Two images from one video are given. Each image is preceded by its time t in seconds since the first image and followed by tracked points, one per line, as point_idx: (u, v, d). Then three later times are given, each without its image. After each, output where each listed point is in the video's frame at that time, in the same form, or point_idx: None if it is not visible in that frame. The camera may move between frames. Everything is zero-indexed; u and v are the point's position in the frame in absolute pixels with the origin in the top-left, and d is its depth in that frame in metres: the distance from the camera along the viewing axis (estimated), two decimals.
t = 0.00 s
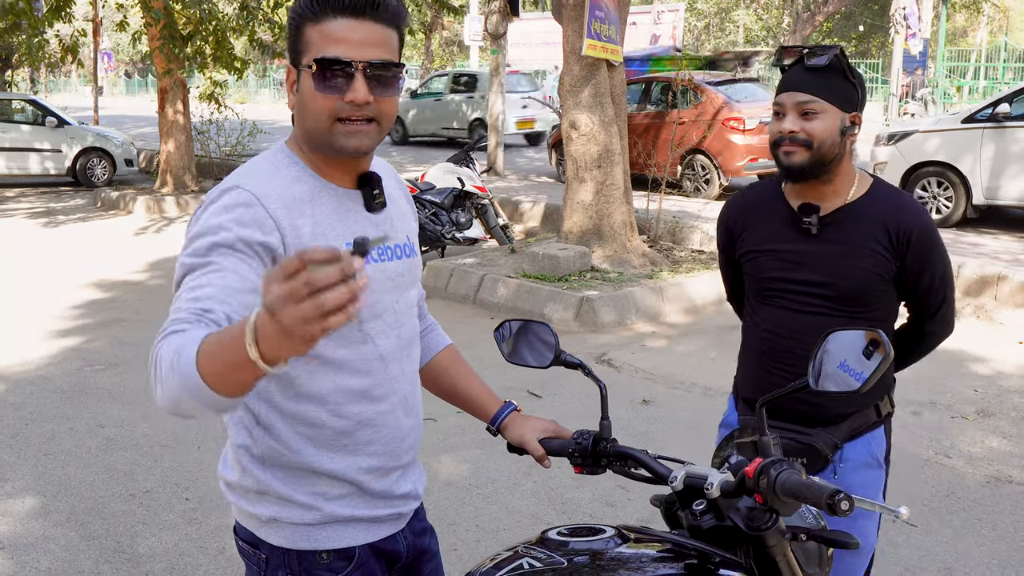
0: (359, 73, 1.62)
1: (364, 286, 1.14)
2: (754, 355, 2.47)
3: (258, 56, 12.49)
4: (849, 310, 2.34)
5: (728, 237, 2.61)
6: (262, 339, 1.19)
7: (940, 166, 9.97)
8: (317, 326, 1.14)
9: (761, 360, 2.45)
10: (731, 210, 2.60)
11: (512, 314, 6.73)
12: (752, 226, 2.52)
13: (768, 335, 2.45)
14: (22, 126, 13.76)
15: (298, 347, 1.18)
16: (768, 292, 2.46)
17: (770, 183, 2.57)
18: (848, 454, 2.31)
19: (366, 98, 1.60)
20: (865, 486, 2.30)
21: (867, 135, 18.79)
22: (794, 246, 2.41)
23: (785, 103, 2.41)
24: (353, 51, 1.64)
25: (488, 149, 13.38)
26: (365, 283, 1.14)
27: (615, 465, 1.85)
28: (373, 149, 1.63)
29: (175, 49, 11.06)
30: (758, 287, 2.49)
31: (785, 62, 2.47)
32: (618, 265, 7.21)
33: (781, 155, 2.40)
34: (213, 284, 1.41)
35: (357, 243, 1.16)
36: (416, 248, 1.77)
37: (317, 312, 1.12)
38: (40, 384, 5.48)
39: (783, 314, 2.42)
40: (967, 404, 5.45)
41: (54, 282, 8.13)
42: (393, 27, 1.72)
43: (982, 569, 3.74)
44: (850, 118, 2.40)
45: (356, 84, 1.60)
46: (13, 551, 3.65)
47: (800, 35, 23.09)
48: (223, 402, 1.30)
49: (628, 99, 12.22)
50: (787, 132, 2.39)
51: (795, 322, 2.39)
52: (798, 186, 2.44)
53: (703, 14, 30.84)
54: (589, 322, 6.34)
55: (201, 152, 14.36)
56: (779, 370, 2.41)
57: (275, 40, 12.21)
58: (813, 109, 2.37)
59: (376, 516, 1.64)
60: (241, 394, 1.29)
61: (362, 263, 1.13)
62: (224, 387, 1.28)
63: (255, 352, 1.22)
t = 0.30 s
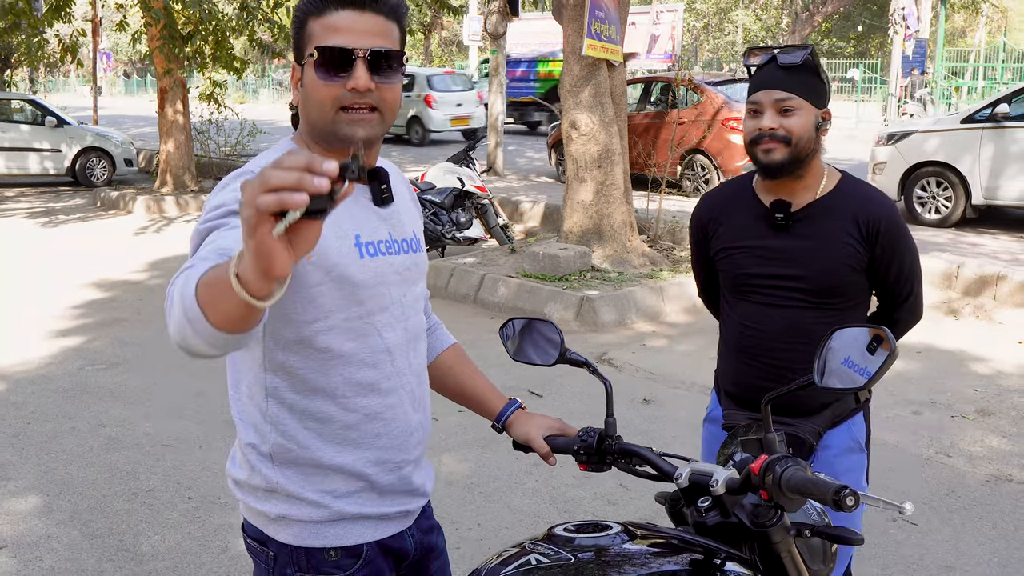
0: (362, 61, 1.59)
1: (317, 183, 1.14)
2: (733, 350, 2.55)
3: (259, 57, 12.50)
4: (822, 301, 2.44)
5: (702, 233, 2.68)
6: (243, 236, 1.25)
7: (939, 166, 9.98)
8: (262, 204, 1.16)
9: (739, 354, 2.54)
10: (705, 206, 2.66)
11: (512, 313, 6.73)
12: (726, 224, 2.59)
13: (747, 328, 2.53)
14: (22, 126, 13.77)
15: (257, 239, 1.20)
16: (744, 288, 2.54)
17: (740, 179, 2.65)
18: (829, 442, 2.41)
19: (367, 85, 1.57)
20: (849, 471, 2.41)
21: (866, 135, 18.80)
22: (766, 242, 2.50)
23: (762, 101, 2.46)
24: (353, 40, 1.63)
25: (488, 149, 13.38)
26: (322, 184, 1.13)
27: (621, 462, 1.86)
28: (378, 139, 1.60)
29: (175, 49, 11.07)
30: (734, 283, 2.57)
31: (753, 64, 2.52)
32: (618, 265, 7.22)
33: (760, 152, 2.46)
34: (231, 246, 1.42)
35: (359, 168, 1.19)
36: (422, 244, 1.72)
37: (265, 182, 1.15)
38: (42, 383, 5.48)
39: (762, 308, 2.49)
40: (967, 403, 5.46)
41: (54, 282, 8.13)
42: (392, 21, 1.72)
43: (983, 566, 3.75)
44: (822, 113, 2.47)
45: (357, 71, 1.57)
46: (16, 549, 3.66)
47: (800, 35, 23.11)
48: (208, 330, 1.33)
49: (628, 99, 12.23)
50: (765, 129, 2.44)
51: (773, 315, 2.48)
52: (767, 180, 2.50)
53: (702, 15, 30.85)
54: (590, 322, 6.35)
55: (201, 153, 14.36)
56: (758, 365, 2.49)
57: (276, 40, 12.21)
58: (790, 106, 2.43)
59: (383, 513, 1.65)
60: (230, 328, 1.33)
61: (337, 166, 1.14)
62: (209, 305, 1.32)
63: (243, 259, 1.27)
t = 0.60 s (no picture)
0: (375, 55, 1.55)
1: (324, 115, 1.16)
2: (728, 353, 2.60)
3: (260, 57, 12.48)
4: (815, 298, 2.49)
5: (689, 240, 2.73)
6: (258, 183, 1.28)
7: (941, 167, 9.98)
8: (269, 140, 1.20)
9: (733, 358, 2.58)
10: (691, 213, 2.71)
11: (515, 314, 6.73)
12: (715, 231, 2.64)
13: (742, 332, 2.56)
14: (22, 126, 13.76)
15: (269, 178, 1.23)
16: (737, 291, 2.58)
17: (725, 185, 2.70)
18: (827, 436, 2.50)
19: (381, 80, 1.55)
20: (845, 463, 2.50)
21: (868, 136, 18.80)
22: (755, 244, 2.55)
23: (750, 100, 2.52)
24: (366, 35, 1.59)
25: (489, 150, 13.38)
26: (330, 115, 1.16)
27: (633, 465, 1.86)
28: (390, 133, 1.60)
29: (177, 48, 11.06)
30: (727, 287, 2.61)
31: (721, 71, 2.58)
32: (621, 265, 7.22)
33: (755, 152, 2.52)
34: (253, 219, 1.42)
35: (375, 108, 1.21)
36: (434, 245, 1.72)
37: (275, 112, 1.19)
38: (45, 384, 5.48)
39: (757, 308, 2.54)
40: (971, 404, 5.46)
41: (56, 282, 8.12)
42: (401, 16, 1.68)
43: (989, 568, 3.75)
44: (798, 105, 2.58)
45: (370, 64, 1.54)
46: (21, 550, 3.65)
47: (800, 35, 23.11)
48: (229, 289, 1.35)
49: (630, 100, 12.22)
50: (759, 125, 2.51)
51: (769, 317, 2.52)
52: (752, 179, 2.57)
53: (703, 15, 30.85)
54: (593, 323, 6.35)
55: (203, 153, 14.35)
56: (755, 365, 2.53)
57: (278, 40, 12.20)
58: (777, 101, 2.50)
59: (398, 520, 1.64)
60: (253, 287, 1.35)
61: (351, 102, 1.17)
62: (227, 262, 1.35)
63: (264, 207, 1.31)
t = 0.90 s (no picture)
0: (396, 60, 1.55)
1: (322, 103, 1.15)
2: (730, 361, 2.52)
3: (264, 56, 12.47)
4: (818, 303, 2.42)
5: (688, 250, 2.64)
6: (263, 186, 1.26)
7: (946, 169, 9.94)
8: (269, 138, 1.18)
9: (735, 366, 2.50)
10: (691, 222, 2.63)
11: (520, 316, 6.69)
12: (718, 238, 2.56)
13: (746, 338, 2.49)
14: (26, 125, 13.74)
15: (274, 177, 1.22)
16: (739, 299, 2.51)
17: (725, 192, 2.63)
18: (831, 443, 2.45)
19: (399, 85, 1.55)
20: (849, 471, 2.47)
21: (872, 137, 18.77)
22: (757, 251, 2.49)
23: (752, 107, 2.46)
24: (384, 39, 1.59)
25: (493, 151, 13.36)
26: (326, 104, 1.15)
27: (647, 477, 1.83)
28: (410, 140, 1.61)
29: (180, 49, 11.05)
30: (729, 295, 2.53)
31: (729, 77, 2.53)
32: (626, 267, 7.20)
33: (754, 158, 2.47)
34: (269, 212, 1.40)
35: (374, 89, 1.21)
36: (449, 256, 1.71)
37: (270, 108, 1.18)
38: (49, 386, 5.46)
39: (761, 315, 2.46)
40: (979, 408, 5.43)
41: (59, 283, 8.10)
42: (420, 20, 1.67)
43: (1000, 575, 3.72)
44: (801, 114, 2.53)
45: (388, 71, 1.54)
46: (25, 555, 3.63)
47: (803, 35, 23.10)
48: (248, 295, 1.32)
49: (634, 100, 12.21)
50: (759, 133, 2.46)
51: (774, 323, 2.44)
52: (753, 185, 2.52)
53: (707, 15, 30.77)
54: (599, 325, 6.32)
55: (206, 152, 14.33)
56: (759, 372, 2.45)
57: (282, 40, 12.18)
58: (780, 110, 2.45)
59: (416, 536, 1.62)
60: (272, 289, 1.32)
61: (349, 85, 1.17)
62: (242, 269, 1.32)
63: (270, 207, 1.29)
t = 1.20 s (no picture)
0: (405, 72, 1.55)
1: (298, 106, 1.07)
2: (738, 370, 2.43)
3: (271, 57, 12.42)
4: (826, 312, 2.32)
5: (698, 256, 2.56)
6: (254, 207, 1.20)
7: (956, 171, 9.87)
8: (255, 165, 1.10)
9: (743, 376, 2.41)
10: (700, 228, 2.55)
11: (528, 319, 6.64)
12: (727, 244, 2.47)
13: (753, 347, 2.39)
14: (32, 125, 13.72)
15: (265, 201, 1.15)
16: (747, 307, 2.42)
17: (734, 199, 2.54)
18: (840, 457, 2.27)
19: (411, 97, 1.54)
20: (859, 483, 2.28)
21: (881, 138, 18.69)
22: (765, 259, 2.39)
23: (765, 114, 2.39)
24: (394, 49, 1.57)
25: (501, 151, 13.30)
26: (307, 106, 1.07)
27: (662, 495, 1.78)
28: (421, 154, 1.57)
29: (187, 49, 11.02)
30: (737, 303, 2.44)
31: (741, 80, 2.44)
32: (635, 270, 7.14)
33: (765, 166, 2.38)
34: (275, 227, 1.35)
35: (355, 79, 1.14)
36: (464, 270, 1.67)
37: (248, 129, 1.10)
38: (54, 390, 5.42)
39: (768, 324, 2.37)
40: (991, 414, 5.37)
41: (65, 284, 8.06)
42: (431, 29, 1.65)
43: None
44: (814, 122, 2.45)
45: (401, 83, 1.53)
46: (27, 563, 3.59)
47: (811, 36, 23.04)
48: (258, 319, 1.27)
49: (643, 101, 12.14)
50: (771, 142, 2.38)
51: (782, 333, 2.35)
52: (763, 192, 2.43)
53: (714, 15, 30.71)
54: (607, 328, 6.27)
55: (213, 153, 14.30)
56: (767, 382, 2.35)
57: (289, 41, 12.14)
58: (792, 118, 2.37)
59: (431, 559, 1.57)
60: (278, 306, 1.27)
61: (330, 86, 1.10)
62: (246, 292, 1.26)
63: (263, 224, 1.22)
